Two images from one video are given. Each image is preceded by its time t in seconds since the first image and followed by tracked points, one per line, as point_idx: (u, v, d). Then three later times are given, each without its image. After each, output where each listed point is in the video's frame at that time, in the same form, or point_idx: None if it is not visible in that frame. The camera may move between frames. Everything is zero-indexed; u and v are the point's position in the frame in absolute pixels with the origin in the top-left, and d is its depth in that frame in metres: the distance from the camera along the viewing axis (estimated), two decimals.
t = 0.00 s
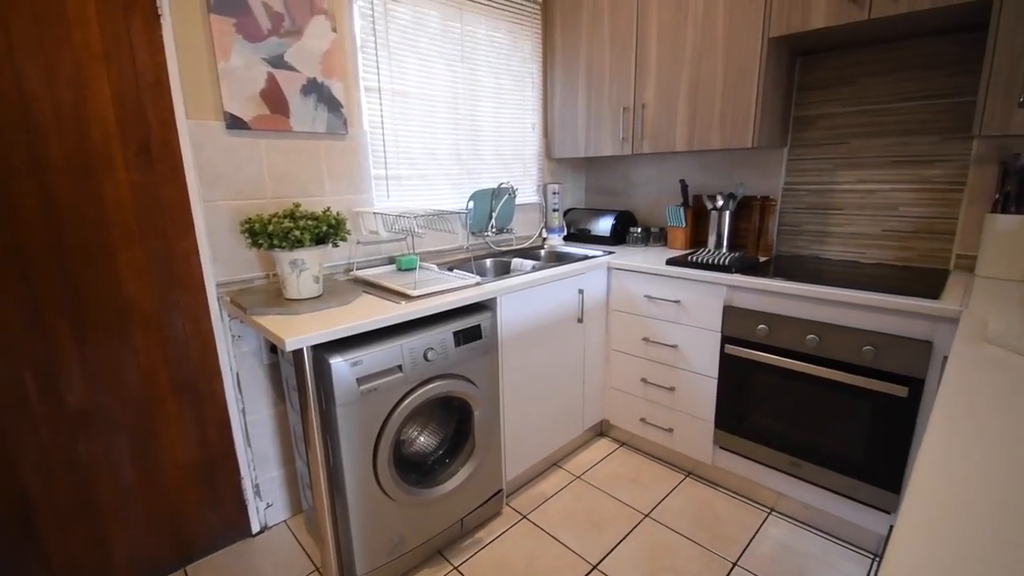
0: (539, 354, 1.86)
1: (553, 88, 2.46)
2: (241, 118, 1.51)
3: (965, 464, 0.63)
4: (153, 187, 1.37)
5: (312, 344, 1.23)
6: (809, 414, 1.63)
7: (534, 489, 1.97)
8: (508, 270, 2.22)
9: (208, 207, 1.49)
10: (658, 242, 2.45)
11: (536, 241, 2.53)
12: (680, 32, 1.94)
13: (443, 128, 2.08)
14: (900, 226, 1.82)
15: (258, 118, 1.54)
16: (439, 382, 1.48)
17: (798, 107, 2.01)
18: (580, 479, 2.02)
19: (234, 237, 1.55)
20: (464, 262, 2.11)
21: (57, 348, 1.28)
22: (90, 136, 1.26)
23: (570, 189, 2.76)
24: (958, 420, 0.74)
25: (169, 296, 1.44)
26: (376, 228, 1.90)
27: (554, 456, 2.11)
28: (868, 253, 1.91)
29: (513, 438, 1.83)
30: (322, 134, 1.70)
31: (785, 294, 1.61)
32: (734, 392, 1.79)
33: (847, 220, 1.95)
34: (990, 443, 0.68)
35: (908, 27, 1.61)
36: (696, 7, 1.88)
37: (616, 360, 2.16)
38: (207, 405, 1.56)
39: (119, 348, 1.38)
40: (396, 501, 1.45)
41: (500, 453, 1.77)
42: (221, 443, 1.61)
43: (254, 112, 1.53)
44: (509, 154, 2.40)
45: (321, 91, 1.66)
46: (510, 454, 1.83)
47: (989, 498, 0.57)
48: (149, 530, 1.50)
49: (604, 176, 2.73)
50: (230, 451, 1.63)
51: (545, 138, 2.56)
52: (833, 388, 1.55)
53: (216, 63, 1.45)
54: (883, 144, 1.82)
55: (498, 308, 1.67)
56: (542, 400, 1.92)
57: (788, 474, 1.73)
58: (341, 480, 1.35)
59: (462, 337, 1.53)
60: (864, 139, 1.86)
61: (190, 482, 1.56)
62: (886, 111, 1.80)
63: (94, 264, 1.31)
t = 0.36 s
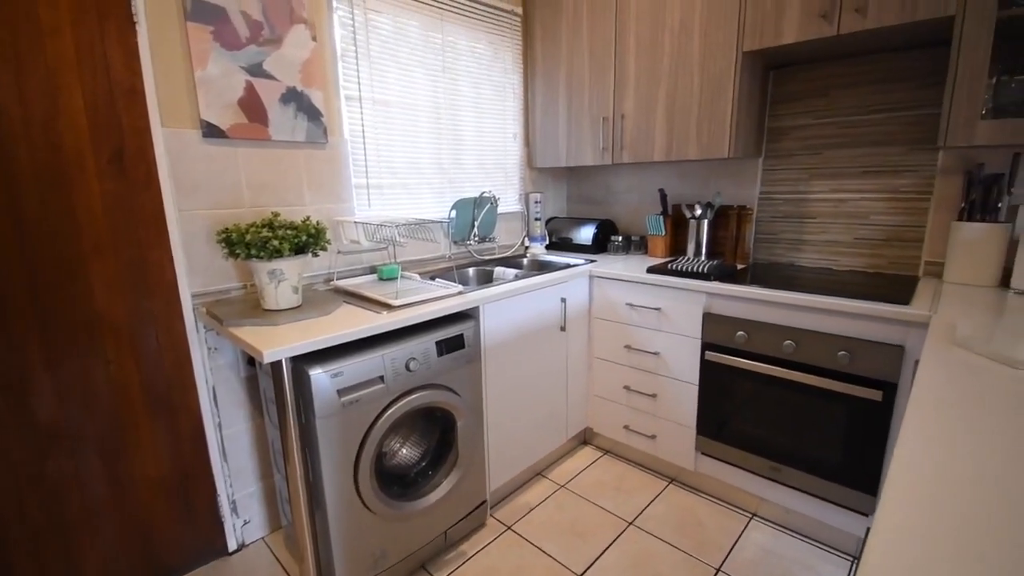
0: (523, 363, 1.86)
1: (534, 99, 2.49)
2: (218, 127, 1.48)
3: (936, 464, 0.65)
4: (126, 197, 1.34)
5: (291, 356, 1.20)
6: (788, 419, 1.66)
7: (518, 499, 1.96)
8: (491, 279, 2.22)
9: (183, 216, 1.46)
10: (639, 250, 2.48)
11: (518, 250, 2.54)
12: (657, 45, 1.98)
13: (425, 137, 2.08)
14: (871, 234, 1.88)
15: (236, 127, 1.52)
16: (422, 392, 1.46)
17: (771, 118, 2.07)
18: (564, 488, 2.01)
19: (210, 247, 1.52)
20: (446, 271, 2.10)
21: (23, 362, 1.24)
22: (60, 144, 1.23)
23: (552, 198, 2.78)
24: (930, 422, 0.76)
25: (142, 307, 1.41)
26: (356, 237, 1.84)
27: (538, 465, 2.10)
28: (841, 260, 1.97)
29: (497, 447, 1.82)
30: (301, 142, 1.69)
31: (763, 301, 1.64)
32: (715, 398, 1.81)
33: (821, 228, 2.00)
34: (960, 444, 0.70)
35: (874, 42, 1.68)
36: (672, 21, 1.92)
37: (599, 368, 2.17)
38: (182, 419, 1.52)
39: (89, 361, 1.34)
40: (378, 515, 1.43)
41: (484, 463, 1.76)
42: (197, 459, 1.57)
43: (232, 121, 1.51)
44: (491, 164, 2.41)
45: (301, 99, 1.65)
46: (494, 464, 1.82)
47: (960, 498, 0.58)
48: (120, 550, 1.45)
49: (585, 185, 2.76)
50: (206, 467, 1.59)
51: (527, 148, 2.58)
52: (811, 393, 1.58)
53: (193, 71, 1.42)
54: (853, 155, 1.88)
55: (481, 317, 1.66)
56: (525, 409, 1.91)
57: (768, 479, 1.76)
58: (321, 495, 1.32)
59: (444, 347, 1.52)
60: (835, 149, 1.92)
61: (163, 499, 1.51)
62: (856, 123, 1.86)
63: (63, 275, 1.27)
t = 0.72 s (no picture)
0: (504, 372, 1.85)
1: (513, 110, 2.51)
2: (191, 135, 1.46)
3: (909, 467, 0.67)
4: (94, 207, 1.31)
5: (266, 369, 1.18)
6: (766, 424, 1.69)
7: (501, 510, 1.94)
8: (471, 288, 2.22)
9: (155, 227, 1.42)
10: (619, 259, 2.51)
11: (499, 259, 2.55)
12: (633, 58, 2.02)
13: (404, 147, 2.08)
14: (841, 243, 1.94)
15: (210, 135, 1.49)
16: (402, 404, 1.44)
17: (744, 130, 2.12)
18: (547, 499, 2.00)
19: (183, 258, 1.48)
20: (426, 281, 2.09)
21: None
22: (26, 153, 1.19)
23: (532, 207, 2.80)
24: (901, 425, 0.78)
25: (111, 320, 1.36)
26: (334, 247, 1.82)
27: (520, 476, 2.08)
28: (813, 268, 2.02)
29: (479, 458, 1.80)
30: (278, 152, 1.67)
31: (740, 308, 1.67)
32: (694, 405, 1.83)
33: (793, 237, 2.05)
34: (930, 447, 0.72)
35: (840, 58, 1.74)
36: (648, 36, 1.97)
37: (580, 376, 2.18)
38: (152, 435, 1.47)
39: (54, 377, 1.29)
40: (357, 531, 1.40)
41: (466, 475, 1.74)
42: (168, 476, 1.51)
43: (206, 130, 1.48)
44: (471, 174, 2.42)
45: (278, 108, 1.63)
46: (476, 475, 1.80)
47: (931, 499, 0.60)
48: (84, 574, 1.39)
49: (565, 195, 2.79)
50: (177, 485, 1.54)
51: (506, 158, 2.60)
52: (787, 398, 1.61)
53: (167, 79, 1.40)
54: (823, 166, 1.94)
55: (461, 327, 1.65)
56: (507, 419, 1.90)
57: (748, 485, 1.78)
58: (297, 511, 1.29)
59: (425, 357, 1.51)
60: (805, 161, 1.98)
61: (132, 518, 1.46)
62: (824, 135, 1.92)
63: (27, 287, 1.23)
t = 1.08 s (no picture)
0: (485, 382, 1.84)
1: (493, 120, 2.52)
2: (164, 143, 1.43)
3: (881, 469, 0.68)
4: (61, 216, 1.27)
5: (241, 382, 1.15)
6: (744, 430, 1.71)
7: (483, 522, 1.92)
8: (452, 297, 2.21)
9: (125, 236, 1.38)
10: (598, 268, 2.53)
11: (480, 268, 2.55)
12: (610, 70, 2.06)
13: (384, 156, 2.07)
14: (813, 251, 1.99)
15: (183, 144, 1.46)
16: (382, 416, 1.42)
17: (719, 141, 2.17)
18: (529, 509, 1.99)
19: (154, 269, 1.44)
20: (406, 290, 2.08)
21: None
22: None
23: (512, 217, 2.81)
24: (874, 428, 0.80)
25: (78, 332, 1.32)
26: (312, 257, 1.83)
27: (502, 486, 2.07)
28: (787, 276, 2.07)
29: (460, 470, 1.78)
30: (254, 160, 1.64)
31: (717, 315, 1.70)
32: (674, 412, 1.84)
33: (767, 245, 2.10)
34: (900, 448, 0.74)
35: (809, 72, 1.80)
36: (625, 49, 2.00)
37: (562, 385, 2.18)
38: (121, 451, 1.42)
39: (16, 393, 1.23)
40: (335, 547, 1.37)
41: (447, 487, 1.72)
42: (137, 494, 1.46)
43: (179, 138, 1.45)
44: (452, 183, 2.42)
45: (254, 117, 1.61)
46: (457, 487, 1.78)
47: (904, 499, 0.61)
48: None
49: (545, 204, 2.81)
50: (147, 503, 1.48)
51: (486, 168, 2.61)
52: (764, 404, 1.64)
53: (139, 86, 1.37)
54: (795, 176, 2.00)
55: (442, 337, 1.64)
56: (488, 429, 1.89)
57: (727, 490, 1.79)
58: (273, 528, 1.25)
59: (405, 368, 1.49)
60: (778, 171, 2.04)
61: (98, 539, 1.40)
62: (795, 147, 1.98)
63: None
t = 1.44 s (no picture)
0: (466, 391, 1.83)
1: (473, 129, 2.53)
2: (135, 151, 1.39)
3: (854, 471, 0.70)
4: (26, 224, 1.22)
5: (214, 395, 1.12)
6: (723, 436, 1.73)
7: (465, 534, 1.90)
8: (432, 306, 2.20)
9: (92, 246, 1.34)
10: (579, 276, 2.55)
11: (460, 277, 2.54)
12: (588, 82, 2.09)
13: (362, 165, 2.06)
14: (786, 259, 2.04)
15: (155, 151, 1.43)
16: (360, 428, 1.40)
17: (695, 152, 2.22)
18: (512, 519, 1.98)
19: (123, 279, 1.40)
20: (385, 300, 2.06)
21: None
22: None
23: (493, 226, 2.81)
24: (846, 431, 0.82)
25: (42, 345, 1.27)
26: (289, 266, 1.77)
27: (484, 497, 2.05)
28: (762, 284, 2.11)
29: (441, 481, 1.76)
30: (229, 168, 1.61)
31: (695, 323, 1.72)
32: (654, 419, 1.86)
33: (742, 253, 2.14)
34: (874, 450, 0.76)
35: (779, 86, 1.86)
36: (602, 61, 2.04)
37: (543, 393, 2.18)
38: (86, 467, 1.37)
39: None
40: (312, 564, 1.34)
41: (428, 498, 1.69)
42: (104, 512, 1.41)
43: (151, 145, 1.42)
44: (432, 192, 2.42)
45: (229, 124, 1.58)
46: (438, 499, 1.76)
47: (875, 500, 0.63)
48: None
49: (525, 213, 2.82)
50: (114, 522, 1.42)
51: (466, 177, 2.61)
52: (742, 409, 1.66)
53: (109, 92, 1.34)
54: (768, 186, 2.05)
55: (422, 347, 1.63)
56: (470, 439, 1.87)
57: (708, 496, 1.81)
58: (248, 546, 1.22)
59: (384, 379, 1.47)
60: (751, 182, 2.09)
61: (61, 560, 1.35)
62: (767, 158, 2.04)
63: None
